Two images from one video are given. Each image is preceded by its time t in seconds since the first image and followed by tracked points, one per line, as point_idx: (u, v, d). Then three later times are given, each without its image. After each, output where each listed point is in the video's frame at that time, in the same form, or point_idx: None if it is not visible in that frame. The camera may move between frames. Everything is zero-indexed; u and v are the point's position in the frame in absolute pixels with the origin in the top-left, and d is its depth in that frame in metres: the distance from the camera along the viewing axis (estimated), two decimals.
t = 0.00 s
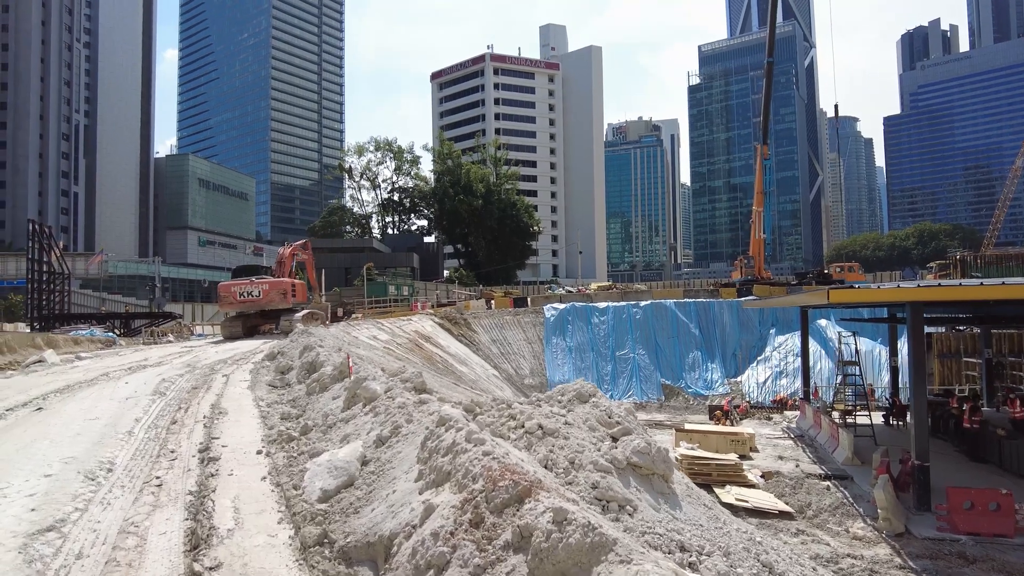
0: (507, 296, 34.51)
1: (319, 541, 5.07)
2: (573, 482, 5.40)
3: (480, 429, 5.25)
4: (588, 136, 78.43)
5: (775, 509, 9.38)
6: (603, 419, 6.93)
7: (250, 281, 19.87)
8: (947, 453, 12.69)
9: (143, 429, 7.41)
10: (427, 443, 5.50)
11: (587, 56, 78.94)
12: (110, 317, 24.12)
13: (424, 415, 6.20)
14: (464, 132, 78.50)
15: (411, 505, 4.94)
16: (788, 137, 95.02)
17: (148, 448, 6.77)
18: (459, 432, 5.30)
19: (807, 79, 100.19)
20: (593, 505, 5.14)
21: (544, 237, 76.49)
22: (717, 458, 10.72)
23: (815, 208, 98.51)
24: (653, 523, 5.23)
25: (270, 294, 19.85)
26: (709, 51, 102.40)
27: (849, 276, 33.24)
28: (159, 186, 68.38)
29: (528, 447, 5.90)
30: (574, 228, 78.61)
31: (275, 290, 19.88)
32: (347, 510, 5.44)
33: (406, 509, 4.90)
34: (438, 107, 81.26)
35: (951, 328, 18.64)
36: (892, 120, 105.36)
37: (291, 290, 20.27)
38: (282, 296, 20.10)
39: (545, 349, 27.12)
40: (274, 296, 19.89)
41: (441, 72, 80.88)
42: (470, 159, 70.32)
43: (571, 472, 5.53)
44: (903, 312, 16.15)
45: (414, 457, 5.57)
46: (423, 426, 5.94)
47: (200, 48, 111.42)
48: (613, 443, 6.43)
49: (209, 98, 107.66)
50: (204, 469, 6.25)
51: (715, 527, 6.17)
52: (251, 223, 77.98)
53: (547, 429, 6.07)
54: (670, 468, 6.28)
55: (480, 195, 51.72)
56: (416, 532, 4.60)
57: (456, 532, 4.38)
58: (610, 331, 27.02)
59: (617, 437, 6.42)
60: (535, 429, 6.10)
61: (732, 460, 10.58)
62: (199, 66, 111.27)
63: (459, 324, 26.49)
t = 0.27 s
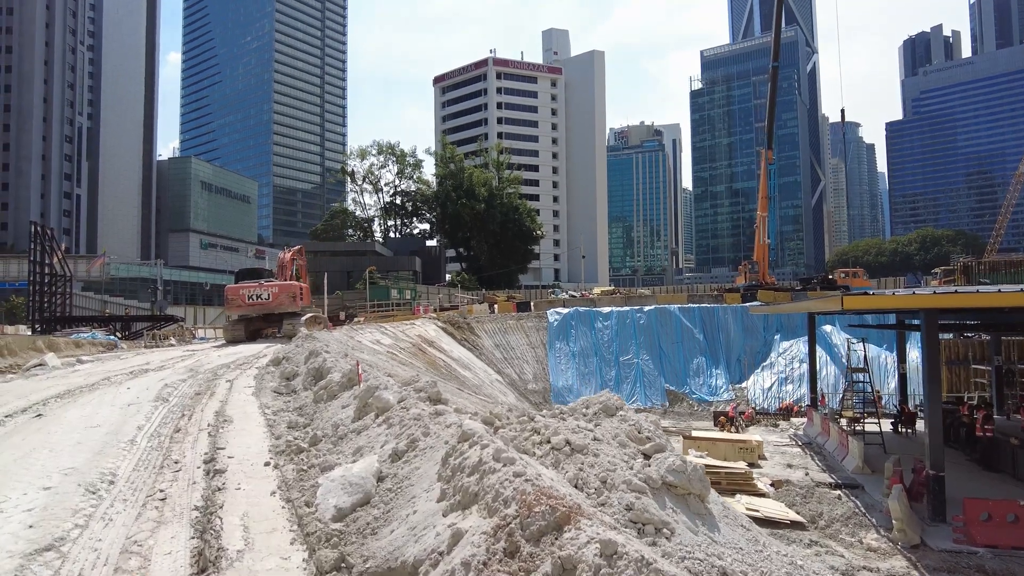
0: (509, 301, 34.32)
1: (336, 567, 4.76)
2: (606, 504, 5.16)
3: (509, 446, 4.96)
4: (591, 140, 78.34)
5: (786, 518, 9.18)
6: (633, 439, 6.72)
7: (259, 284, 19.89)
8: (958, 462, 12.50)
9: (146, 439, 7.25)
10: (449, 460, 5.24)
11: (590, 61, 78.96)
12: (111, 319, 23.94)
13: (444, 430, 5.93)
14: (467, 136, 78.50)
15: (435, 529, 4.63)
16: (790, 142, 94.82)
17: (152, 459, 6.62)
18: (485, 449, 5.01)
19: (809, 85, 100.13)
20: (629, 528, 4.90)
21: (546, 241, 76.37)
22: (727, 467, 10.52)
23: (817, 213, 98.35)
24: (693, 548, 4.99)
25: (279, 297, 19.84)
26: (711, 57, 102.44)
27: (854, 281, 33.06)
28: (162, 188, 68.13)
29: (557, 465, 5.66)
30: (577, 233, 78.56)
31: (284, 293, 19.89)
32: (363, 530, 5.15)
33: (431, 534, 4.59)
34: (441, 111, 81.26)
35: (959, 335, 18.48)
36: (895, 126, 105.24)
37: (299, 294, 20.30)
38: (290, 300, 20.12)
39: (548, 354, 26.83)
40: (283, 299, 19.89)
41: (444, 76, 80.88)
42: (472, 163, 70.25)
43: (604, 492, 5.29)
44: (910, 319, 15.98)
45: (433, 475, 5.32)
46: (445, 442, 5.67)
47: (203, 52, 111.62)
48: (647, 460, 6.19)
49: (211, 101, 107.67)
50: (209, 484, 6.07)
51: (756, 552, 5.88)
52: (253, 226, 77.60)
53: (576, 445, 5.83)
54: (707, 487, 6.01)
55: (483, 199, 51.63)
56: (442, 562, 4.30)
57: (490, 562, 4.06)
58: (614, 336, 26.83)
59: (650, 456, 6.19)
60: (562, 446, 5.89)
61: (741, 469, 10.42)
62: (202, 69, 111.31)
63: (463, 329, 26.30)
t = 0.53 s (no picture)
0: (512, 306, 34.15)
1: None
2: (639, 519, 5.03)
3: (535, 459, 4.82)
4: (592, 145, 78.30)
5: (797, 527, 9.01)
6: (659, 452, 6.56)
7: (267, 289, 19.88)
8: (968, 469, 12.35)
9: (148, 446, 7.11)
10: (469, 473, 5.10)
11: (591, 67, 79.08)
12: (111, 323, 23.75)
13: (460, 441, 5.77)
14: (469, 141, 78.55)
15: (459, 546, 4.45)
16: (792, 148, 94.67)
17: (155, 467, 6.48)
18: (510, 462, 4.87)
19: (810, 91, 100.17)
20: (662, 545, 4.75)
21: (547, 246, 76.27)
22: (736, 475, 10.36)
23: (818, 219, 98.23)
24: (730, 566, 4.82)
25: (287, 301, 19.85)
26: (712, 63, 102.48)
27: (857, 287, 32.93)
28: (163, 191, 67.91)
29: (582, 478, 5.54)
30: (578, 238, 78.47)
31: (293, 297, 19.91)
32: (379, 545, 4.99)
33: (455, 551, 4.41)
34: (442, 117, 81.40)
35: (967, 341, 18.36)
36: (896, 132, 105.26)
37: (307, 299, 20.35)
38: (298, 305, 20.13)
39: (551, 359, 26.56)
40: (291, 304, 19.90)
41: (446, 82, 81.16)
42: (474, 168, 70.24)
43: (633, 507, 5.20)
44: (917, 325, 15.89)
45: (452, 488, 5.17)
46: (464, 453, 5.51)
47: (205, 57, 111.96)
48: (678, 474, 6.06)
49: (213, 106, 107.75)
50: (215, 494, 5.93)
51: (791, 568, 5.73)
52: (253, 230, 76.81)
53: (604, 457, 5.71)
54: (740, 502, 5.87)
55: (484, 204, 51.56)
56: None
57: None
58: (617, 342, 26.68)
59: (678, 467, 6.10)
60: (589, 456, 5.75)
61: (750, 476, 10.22)
62: (205, 74, 111.49)
63: (465, 334, 26.10)
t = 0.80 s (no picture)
0: (516, 310, 34.00)
1: None
2: (679, 527, 4.85)
3: (569, 464, 4.63)
4: (595, 149, 78.27)
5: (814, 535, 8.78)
6: (696, 454, 6.67)
7: (275, 293, 19.82)
8: (983, 476, 12.11)
9: (151, 450, 6.97)
10: (496, 480, 4.93)
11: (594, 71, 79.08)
12: (115, 328, 23.63)
13: (481, 446, 5.61)
14: (471, 146, 78.49)
15: (487, 559, 4.24)
16: (795, 152, 94.47)
17: (159, 473, 6.33)
18: (542, 468, 4.68)
19: (812, 95, 99.95)
20: (708, 555, 4.57)
21: (550, 251, 76.18)
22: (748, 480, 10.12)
23: (821, 223, 98.02)
24: None
25: (295, 305, 19.79)
26: (714, 68, 102.49)
27: (863, 291, 32.71)
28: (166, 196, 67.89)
29: (616, 484, 5.42)
30: (581, 243, 78.36)
31: (301, 301, 19.85)
32: (399, 557, 4.80)
33: (483, 564, 4.21)
34: (445, 121, 81.33)
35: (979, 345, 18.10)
36: (899, 136, 104.90)
37: (314, 302, 20.26)
38: (306, 308, 20.04)
39: (556, 364, 26.29)
40: (299, 307, 19.83)
41: (448, 87, 81.10)
42: (477, 173, 70.19)
43: (674, 515, 4.98)
44: (925, 329, 15.77)
45: (476, 496, 5.01)
46: (487, 459, 5.35)
47: (208, 64, 112.34)
48: (717, 481, 5.91)
49: (217, 111, 108.02)
50: (222, 501, 5.77)
51: None
52: (256, 235, 77.00)
53: (639, 463, 5.65)
54: (785, 510, 5.67)
55: (487, 209, 51.48)
56: None
57: None
58: (622, 346, 26.47)
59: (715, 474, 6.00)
60: (623, 462, 5.70)
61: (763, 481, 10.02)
62: (209, 80, 111.84)
63: (470, 338, 25.90)
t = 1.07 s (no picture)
0: (528, 316, 33.89)
1: None
2: (734, 561, 4.62)
3: (616, 494, 4.32)
4: (606, 155, 78.18)
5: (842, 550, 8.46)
6: (745, 481, 6.68)
7: (290, 299, 19.81)
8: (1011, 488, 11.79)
9: (164, 465, 6.83)
10: (532, 506, 4.64)
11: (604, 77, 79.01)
12: (129, 334, 23.70)
13: (512, 466, 5.33)
14: (482, 153, 78.58)
15: None
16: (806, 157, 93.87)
17: (172, 489, 6.15)
18: (585, 497, 4.37)
19: (823, 99, 99.34)
20: None
21: (561, 257, 76.07)
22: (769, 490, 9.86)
23: (833, 228, 97.31)
24: None
25: (311, 312, 19.83)
26: (725, 73, 102.23)
27: (880, 296, 32.30)
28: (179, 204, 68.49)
29: (662, 510, 5.38)
30: (592, 248, 78.24)
31: (316, 307, 19.89)
32: None
33: None
34: (456, 128, 81.54)
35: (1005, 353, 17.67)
36: (912, 140, 104.09)
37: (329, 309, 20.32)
38: (321, 315, 20.09)
39: (568, 370, 25.95)
40: (315, 314, 19.87)
41: (459, 94, 81.27)
42: (488, 180, 70.22)
43: (728, 546, 4.82)
44: (947, 335, 15.58)
45: (510, 522, 4.71)
46: (520, 482, 5.07)
47: (221, 73, 113.44)
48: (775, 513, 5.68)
49: (229, 119, 108.81)
50: (237, 521, 5.54)
51: None
52: (269, 242, 77.28)
53: (686, 488, 5.67)
54: (846, 542, 5.35)
55: (498, 215, 51.46)
56: None
57: None
58: (636, 353, 26.15)
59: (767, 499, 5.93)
60: (670, 487, 5.71)
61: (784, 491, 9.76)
62: (221, 89, 112.73)
63: (482, 345, 25.79)
